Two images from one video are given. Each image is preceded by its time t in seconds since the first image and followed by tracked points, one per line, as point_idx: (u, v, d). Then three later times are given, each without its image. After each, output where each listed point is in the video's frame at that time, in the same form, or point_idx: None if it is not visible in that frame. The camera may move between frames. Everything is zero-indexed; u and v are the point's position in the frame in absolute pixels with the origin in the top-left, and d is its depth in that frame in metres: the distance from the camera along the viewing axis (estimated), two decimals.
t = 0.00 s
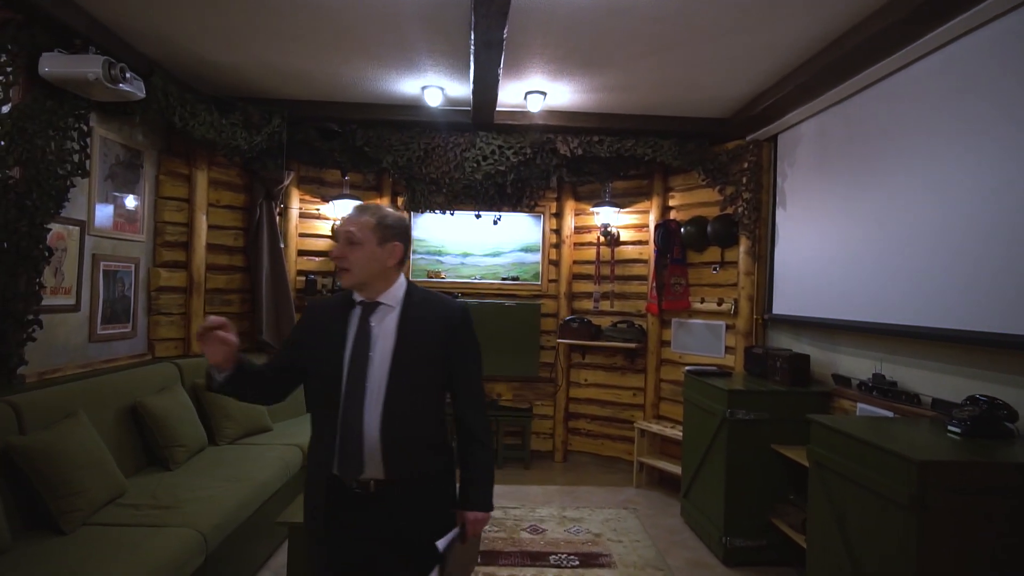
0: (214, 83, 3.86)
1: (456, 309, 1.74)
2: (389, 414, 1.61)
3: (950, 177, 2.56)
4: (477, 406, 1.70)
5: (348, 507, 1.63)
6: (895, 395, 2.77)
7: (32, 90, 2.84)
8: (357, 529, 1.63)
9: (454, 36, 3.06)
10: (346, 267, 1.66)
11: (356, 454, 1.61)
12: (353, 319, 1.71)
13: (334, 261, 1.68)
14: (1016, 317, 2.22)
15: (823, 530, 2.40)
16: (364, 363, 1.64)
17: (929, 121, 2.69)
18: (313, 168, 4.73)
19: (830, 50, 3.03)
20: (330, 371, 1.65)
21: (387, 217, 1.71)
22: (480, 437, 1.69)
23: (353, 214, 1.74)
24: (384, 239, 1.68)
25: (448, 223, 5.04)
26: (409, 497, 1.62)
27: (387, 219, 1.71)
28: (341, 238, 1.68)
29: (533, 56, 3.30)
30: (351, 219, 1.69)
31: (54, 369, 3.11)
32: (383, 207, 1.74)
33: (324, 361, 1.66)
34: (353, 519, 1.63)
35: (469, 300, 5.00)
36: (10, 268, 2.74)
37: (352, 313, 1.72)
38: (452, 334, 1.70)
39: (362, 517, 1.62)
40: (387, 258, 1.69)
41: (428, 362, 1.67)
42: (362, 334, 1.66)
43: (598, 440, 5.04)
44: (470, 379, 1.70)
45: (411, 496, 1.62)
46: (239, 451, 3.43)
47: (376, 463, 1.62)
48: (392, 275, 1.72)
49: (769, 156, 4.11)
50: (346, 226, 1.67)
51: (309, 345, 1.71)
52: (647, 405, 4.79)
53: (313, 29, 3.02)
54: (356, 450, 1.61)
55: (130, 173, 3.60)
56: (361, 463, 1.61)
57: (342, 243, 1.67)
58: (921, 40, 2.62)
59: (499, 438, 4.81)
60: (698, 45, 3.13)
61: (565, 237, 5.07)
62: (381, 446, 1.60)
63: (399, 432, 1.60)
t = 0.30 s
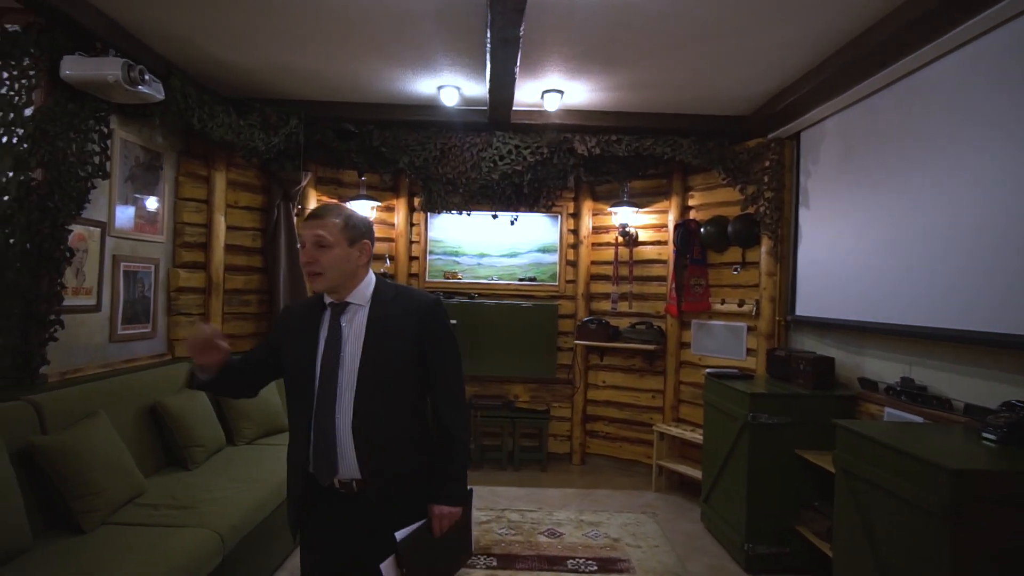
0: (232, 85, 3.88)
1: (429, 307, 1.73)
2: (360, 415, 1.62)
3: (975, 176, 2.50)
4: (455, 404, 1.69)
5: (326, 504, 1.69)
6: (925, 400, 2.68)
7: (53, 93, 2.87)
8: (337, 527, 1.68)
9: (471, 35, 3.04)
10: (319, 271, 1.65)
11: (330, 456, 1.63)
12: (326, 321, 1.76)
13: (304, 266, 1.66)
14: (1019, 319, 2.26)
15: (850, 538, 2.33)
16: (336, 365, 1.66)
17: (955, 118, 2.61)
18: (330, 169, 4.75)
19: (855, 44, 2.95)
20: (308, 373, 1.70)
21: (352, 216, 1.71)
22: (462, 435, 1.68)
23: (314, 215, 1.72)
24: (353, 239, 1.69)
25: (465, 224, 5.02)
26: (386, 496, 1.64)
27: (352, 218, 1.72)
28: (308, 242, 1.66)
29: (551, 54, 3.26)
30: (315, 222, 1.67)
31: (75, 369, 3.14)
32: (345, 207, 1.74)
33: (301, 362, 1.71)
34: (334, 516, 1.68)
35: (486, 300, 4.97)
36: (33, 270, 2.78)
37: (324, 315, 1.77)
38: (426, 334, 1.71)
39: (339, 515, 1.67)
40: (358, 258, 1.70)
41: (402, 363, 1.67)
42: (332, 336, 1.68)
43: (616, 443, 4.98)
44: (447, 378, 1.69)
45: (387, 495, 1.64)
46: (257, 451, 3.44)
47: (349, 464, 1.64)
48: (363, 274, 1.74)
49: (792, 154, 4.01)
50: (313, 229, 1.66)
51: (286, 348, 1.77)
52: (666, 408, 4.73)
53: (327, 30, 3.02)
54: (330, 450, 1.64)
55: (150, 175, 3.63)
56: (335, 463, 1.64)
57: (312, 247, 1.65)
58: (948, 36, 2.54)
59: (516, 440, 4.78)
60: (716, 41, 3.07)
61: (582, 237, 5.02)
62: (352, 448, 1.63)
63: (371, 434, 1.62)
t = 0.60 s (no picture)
0: (263, 89, 3.94)
1: (431, 310, 1.70)
2: (363, 421, 1.60)
3: (982, 180, 2.58)
4: (456, 409, 1.65)
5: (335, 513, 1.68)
6: (972, 406, 2.56)
7: (91, 100, 2.95)
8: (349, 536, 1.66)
9: (498, 35, 3.02)
10: (318, 277, 1.65)
11: (334, 463, 1.64)
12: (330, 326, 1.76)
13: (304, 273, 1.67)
14: None
15: (892, 550, 2.23)
16: (339, 372, 1.65)
17: (998, 112, 2.50)
18: (359, 171, 4.78)
19: (894, 36, 2.84)
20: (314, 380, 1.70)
21: (352, 221, 1.71)
22: (466, 441, 1.65)
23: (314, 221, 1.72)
24: (353, 244, 1.69)
25: (492, 225, 5.00)
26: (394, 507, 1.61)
27: (352, 222, 1.71)
28: (308, 248, 1.67)
29: (579, 52, 3.22)
30: (314, 227, 1.67)
31: (112, 369, 3.22)
32: (346, 211, 1.74)
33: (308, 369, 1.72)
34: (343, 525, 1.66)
35: (514, 302, 4.94)
36: (71, 272, 2.88)
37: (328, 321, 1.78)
38: (427, 338, 1.67)
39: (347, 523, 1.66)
40: (359, 262, 1.70)
41: (403, 369, 1.64)
42: (336, 344, 1.67)
43: (646, 446, 4.90)
44: (450, 383, 1.65)
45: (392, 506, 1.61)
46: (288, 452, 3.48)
47: (353, 472, 1.64)
48: (365, 279, 1.73)
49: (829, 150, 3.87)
50: (312, 235, 1.66)
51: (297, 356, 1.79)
52: (698, 411, 4.63)
53: (353, 32, 3.03)
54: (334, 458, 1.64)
55: (184, 179, 3.69)
56: (339, 471, 1.65)
57: (311, 253, 1.65)
58: (992, 25, 2.43)
59: (545, 442, 4.74)
60: (748, 36, 2.99)
61: (611, 237, 4.96)
62: (354, 458, 1.62)
63: (373, 443, 1.60)
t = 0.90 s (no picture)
0: (295, 93, 3.99)
1: (436, 321, 1.63)
2: (355, 424, 1.58)
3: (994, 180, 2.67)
4: (461, 430, 1.58)
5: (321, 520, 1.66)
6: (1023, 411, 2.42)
7: (130, 105, 3.02)
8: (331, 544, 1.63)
9: (527, 34, 3.00)
10: (324, 273, 1.68)
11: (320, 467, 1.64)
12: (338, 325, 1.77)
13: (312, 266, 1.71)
14: None
15: (937, 561, 2.13)
16: (333, 376, 1.64)
17: None
18: (389, 172, 4.82)
19: (939, 25, 2.73)
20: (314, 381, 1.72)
21: (365, 220, 1.70)
22: (467, 464, 1.58)
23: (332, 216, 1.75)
24: (362, 244, 1.68)
25: (521, 225, 4.99)
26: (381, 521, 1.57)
27: (365, 222, 1.70)
28: (318, 242, 1.70)
29: (608, 50, 3.18)
30: (327, 223, 1.70)
31: (150, 368, 3.30)
32: (363, 210, 1.74)
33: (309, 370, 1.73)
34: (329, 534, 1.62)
35: (543, 302, 4.91)
36: (111, 273, 2.97)
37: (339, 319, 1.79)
38: (428, 350, 1.60)
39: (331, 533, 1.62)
40: (366, 263, 1.69)
41: (399, 379, 1.60)
42: (336, 346, 1.67)
43: (678, 450, 4.81)
44: (449, 389, 1.58)
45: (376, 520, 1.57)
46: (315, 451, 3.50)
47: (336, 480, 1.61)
48: (372, 280, 1.72)
49: (868, 146, 3.76)
50: (324, 230, 1.69)
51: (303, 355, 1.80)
52: (732, 415, 4.52)
53: (380, 33, 3.04)
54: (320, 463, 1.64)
55: (218, 181, 3.77)
56: (323, 477, 1.63)
57: (320, 247, 1.69)
58: None
59: (575, 444, 4.70)
60: (782, 29, 2.91)
61: (641, 237, 4.89)
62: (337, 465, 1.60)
63: (361, 451, 1.57)
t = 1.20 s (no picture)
0: (326, 96, 4.06)
1: (446, 324, 1.50)
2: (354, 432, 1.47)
3: None
4: (461, 444, 1.45)
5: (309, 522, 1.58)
6: None
7: (167, 110, 3.12)
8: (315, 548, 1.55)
9: (556, 34, 2.99)
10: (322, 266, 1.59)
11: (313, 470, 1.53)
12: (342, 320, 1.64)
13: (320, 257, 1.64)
14: None
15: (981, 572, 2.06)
16: (334, 374, 1.53)
17: None
18: (418, 174, 4.85)
19: (982, 17, 2.64)
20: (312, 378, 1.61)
21: (361, 207, 1.57)
22: (465, 480, 1.45)
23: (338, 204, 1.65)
24: (354, 233, 1.55)
25: (549, 225, 4.97)
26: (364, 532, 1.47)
27: (360, 210, 1.56)
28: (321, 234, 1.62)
29: (637, 49, 3.16)
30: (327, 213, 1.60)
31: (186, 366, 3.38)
32: (361, 196, 1.60)
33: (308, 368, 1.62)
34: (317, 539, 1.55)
35: (572, 303, 4.89)
36: (149, 273, 3.07)
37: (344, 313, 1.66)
38: (434, 356, 1.47)
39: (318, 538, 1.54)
40: (359, 255, 1.55)
41: (400, 383, 1.48)
42: (341, 343, 1.56)
43: (709, 453, 4.73)
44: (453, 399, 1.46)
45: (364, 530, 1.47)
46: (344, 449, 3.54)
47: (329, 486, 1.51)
48: (373, 272, 1.58)
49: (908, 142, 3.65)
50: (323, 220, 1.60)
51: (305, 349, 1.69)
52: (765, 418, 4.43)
53: (409, 34, 3.05)
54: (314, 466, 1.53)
55: (252, 184, 3.84)
56: (318, 482, 1.53)
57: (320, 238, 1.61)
58: None
59: (603, 447, 4.66)
60: (816, 24, 2.83)
61: (672, 237, 4.83)
62: (330, 469, 1.50)
63: (351, 454, 1.47)
